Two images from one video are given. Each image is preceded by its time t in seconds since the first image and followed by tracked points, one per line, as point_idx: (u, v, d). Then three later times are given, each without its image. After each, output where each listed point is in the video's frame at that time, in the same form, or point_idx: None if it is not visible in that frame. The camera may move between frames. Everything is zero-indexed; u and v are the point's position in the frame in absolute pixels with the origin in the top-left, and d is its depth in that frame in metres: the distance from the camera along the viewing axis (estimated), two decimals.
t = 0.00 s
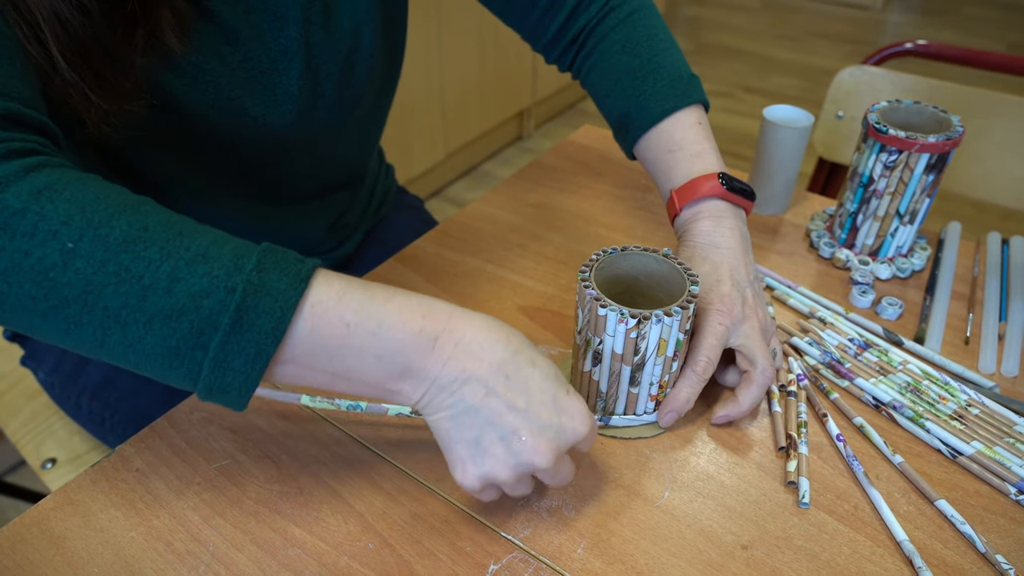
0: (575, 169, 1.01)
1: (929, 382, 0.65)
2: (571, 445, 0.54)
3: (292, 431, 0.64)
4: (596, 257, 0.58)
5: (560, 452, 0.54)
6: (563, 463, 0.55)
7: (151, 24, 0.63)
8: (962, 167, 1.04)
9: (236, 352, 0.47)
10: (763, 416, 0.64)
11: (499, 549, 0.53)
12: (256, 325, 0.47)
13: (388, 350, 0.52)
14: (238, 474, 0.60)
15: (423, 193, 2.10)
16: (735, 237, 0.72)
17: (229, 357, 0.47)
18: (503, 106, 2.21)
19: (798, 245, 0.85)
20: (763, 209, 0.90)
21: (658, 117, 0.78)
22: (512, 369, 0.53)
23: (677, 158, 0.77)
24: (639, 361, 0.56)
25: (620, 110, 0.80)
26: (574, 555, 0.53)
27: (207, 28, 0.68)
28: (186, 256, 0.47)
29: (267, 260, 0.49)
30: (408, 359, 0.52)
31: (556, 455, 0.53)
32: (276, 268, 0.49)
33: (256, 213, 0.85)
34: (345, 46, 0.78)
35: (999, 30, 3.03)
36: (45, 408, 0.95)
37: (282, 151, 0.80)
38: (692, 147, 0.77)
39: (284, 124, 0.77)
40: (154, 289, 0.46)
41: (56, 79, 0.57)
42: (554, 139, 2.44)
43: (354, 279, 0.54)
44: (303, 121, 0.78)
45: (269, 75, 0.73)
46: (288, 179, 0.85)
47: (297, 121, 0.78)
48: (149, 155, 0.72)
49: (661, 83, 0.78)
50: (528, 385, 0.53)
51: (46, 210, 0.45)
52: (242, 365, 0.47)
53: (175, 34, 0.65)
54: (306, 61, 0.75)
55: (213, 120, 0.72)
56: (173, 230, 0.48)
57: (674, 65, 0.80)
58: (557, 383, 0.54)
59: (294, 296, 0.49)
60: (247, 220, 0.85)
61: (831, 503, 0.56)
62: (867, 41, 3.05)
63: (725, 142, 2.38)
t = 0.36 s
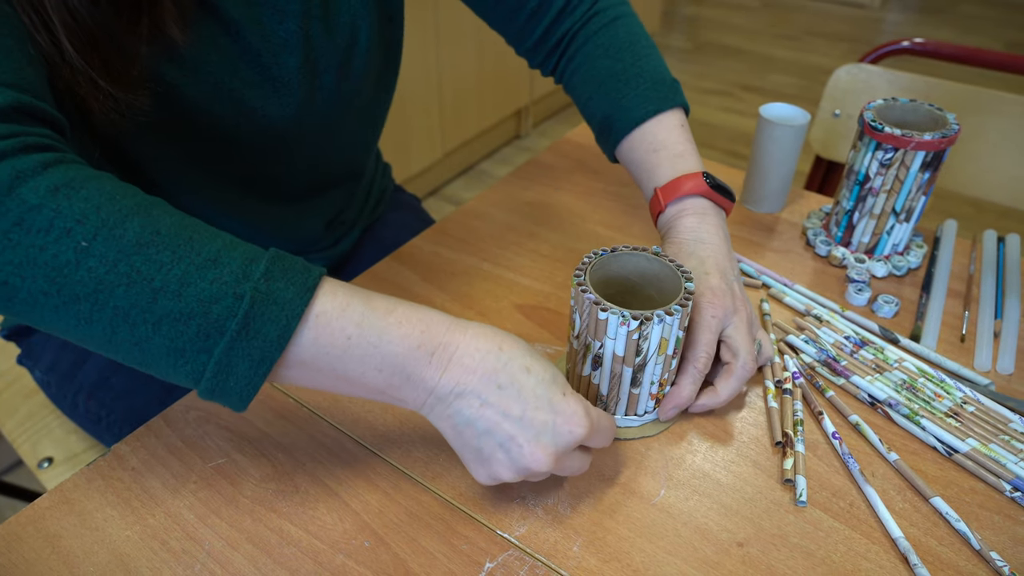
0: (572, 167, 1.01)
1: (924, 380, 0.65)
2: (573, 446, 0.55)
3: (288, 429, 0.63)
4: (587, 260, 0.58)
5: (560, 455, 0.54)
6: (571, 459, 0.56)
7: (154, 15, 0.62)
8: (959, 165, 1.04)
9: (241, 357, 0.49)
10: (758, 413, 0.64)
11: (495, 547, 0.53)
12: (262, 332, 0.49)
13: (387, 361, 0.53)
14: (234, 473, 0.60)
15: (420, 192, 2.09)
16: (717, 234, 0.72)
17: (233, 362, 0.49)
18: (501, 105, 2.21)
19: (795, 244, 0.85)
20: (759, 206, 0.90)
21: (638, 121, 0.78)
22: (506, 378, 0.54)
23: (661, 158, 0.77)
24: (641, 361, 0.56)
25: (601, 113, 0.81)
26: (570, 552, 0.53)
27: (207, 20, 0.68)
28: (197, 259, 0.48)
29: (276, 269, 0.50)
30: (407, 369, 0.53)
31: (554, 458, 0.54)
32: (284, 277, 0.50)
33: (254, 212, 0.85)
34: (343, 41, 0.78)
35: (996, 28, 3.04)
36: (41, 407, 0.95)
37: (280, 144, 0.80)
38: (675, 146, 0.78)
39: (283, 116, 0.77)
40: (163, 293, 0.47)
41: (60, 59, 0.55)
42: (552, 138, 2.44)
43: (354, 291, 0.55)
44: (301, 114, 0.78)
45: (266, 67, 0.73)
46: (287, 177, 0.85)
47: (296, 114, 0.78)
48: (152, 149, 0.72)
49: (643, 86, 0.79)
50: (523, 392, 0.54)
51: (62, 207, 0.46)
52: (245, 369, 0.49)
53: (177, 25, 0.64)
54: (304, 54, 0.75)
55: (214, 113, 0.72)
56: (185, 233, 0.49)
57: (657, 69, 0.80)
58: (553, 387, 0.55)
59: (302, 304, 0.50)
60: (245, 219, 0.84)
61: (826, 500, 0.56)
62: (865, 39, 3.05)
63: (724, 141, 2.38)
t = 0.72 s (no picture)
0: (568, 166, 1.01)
1: (919, 378, 0.65)
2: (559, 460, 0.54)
3: (283, 428, 0.63)
4: (570, 269, 0.57)
5: (544, 468, 0.53)
6: (558, 472, 0.55)
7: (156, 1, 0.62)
8: (954, 163, 1.04)
9: (238, 356, 0.49)
10: (753, 412, 0.64)
11: (489, 547, 0.53)
12: (259, 334, 0.49)
13: (380, 366, 0.53)
14: (228, 473, 0.59)
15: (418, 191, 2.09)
16: (675, 234, 0.73)
17: (230, 361, 0.49)
18: (498, 104, 2.21)
19: (790, 242, 0.85)
20: (755, 206, 0.90)
21: (600, 130, 0.80)
22: (492, 388, 0.53)
23: (622, 162, 0.79)
24: (643, 367, 0.55)
25: (563, 121, 0.82)
26: (565, 552, 0.53)
27: (209, 10, 0.69)
28: (199, 261, 0.48)
29: (276, 272, 0.50)
30: (398, 375, 0.53)
31: (538, 471, 0.53)
32: (284, 279, 0.50)
33: (249, 210, 0.84)
34: (341, 33, 0.78)
35: (993, 27, 3.04)
36: (36, 407, 0.95)
37: (280, 135, 0.80)
38: (635, 151, 0.79)
39: (281, 107, 0.77)
40: (164, 293, 0.47)
41: (65, 48, 0.55)
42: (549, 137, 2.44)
43: (352, 294, 0.55)
44: (301, 104, 0.78)
45: (266, 56, 0.73)
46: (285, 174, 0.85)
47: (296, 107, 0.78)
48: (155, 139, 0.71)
49: (605, 97, 0.80)
50: (508, 403, 0.53)
51: (70, 207, 0.46)
52: (242, 369, 0.49)
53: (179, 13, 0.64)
54: (302, 42, 0.75)
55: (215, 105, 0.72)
56: (189, 232, 0.49)
57: (620, 82, 0.82)
58: (540, 399, 0.54)
59: (300, 304, 0.50)
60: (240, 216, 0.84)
61: (822, 499, 0.56)
62: (862, 38, 3.06)
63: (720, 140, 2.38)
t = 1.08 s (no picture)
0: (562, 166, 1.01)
1: (912, 378, 0.65)
2: (532, 458, 0.53)
3: (274, 431, 0.63)
4: (558, 291, 0.55)
5: (516, 466, 0.53)
6: (533, 470, 0.55)
7: None
8: (948, 162, 1.04)
9: (218, 349, 0.50)
10: (746, 413, 0.64)
11: (481, 549, 0.53)
12: (237, 327, 0.50)
13: (356, 360, 0.54)
14: (219, 476, 0.59)
15: (414, 192, 2.09)
16: (614, 237, 0.74)
17: (210, 353, 0.50)
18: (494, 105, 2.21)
19: (784, 242, 0.85)
20: (749, 206, 0.90)
21: (541, 135, 0.81)
22: (467, 385, 0.54)
23: (564, 166, 0.80)
24: (657, 370, 0.55)
25: (507, 127, 0.83)
26: (557, 554, 0.52)
27: None
28: (178, 255, 0.49)
29: (254, 266, 0.51)
30: (374, 369, 0.54)
31: (509, 469, 0.53)
32: (262, 274, 0.51)
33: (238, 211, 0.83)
34: (326, 17, 0.77)
35: (988, 27, 3.05)
36: (29, 410, 0.94)
37: (271, 122, 0.78)
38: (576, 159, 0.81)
39: (270, 92, 0.75)
40: (144, 287, 0.48)
41: (47, 28, 0.55)
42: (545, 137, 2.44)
43: (334, 290, 0.55)
44: (289, 88, 0.77)
45: (249, 41, 0.72)
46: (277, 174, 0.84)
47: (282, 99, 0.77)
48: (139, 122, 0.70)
49: (548, 104, 0.82)
50: (482, 401, 0.53)
51: (53, 203, 0.47)
52: (222, 361, 0.51)
53: None
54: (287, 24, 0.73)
55: (202, 106, 0.72)
56: (169, 228, 0.50)
57: (564, 92, 0.84)
58: (515, 398, 0.53)
59: (279, 297, 0.51)
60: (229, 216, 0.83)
61: (815, 500, 0.56)
62: (857, 38, 3.06)
63: (716, 140, 2.39)
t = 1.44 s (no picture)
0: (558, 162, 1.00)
1: (911, 373, 0.64)
2: (531, 449, 0.52)
3: (267, 430, 0.62)
4: (555, 294, 0.54)
5: (515, 458, 0.52)
6: (531, 462, 0.54)
7: None
8: (946, 157, 1.04)
9: (218, 339, 0.49)
10: (744, 409, 0.63)
11: (477, 548, 0.53)
12: (237, 317, 0.49)
13: (355, 351, 0.53)
14: (211, 476, 0.58)
15: (411, 190, 2.08)
16: (574, 215, 0.74)
17: (210, 343, 0.49)
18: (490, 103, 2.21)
19: (781, 238, 0.84)
20: (746, 201, 0.89)
21: (510, 115, 0.81)
22: (465, 375, 0.53)
23: (529, 146, 0.80)
24: (662, 355, 0.55)
25: (478, 108, 0.83)
26: (553, 553, 0.52)
27: None
28: (178, 246, 0.48)
29: (253, 256, 0.50)
30: (373, 360, 0.53)
31: (508, 460, 0.52)
32: (261, 264, 0.50)
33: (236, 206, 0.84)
34: None
35: (985, 23, 3.05)
36: (22, 411, 0.93)
37: (262, 110, 0.77)
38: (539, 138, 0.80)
39: (259, 78, 0.74)
40: (144, 277, 0.48)
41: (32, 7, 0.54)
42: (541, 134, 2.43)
43: (332, 281, 0.55)
44: (278, 73, 0.76)
45: (235, 26, 0.70)
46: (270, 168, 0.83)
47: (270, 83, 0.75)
48: (131, 108, 0.70)
49: (518, 86, 0.82)
50: (480, 391, 0.52)
51: (54, 194, 0.47)
52: (223, 351, 0.50)
53: None
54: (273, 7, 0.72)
55: (192, 99, 0.71)
56: (169, 219, 0.50)
57: (536, 75, 0.84)
58: (513, 387, 0.53)
59: (277, 287, 0.51)
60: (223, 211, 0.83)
61: (813, 497, 0.55)
62: (854, 34, 3.06)
63: (713, 136, 2.38)
